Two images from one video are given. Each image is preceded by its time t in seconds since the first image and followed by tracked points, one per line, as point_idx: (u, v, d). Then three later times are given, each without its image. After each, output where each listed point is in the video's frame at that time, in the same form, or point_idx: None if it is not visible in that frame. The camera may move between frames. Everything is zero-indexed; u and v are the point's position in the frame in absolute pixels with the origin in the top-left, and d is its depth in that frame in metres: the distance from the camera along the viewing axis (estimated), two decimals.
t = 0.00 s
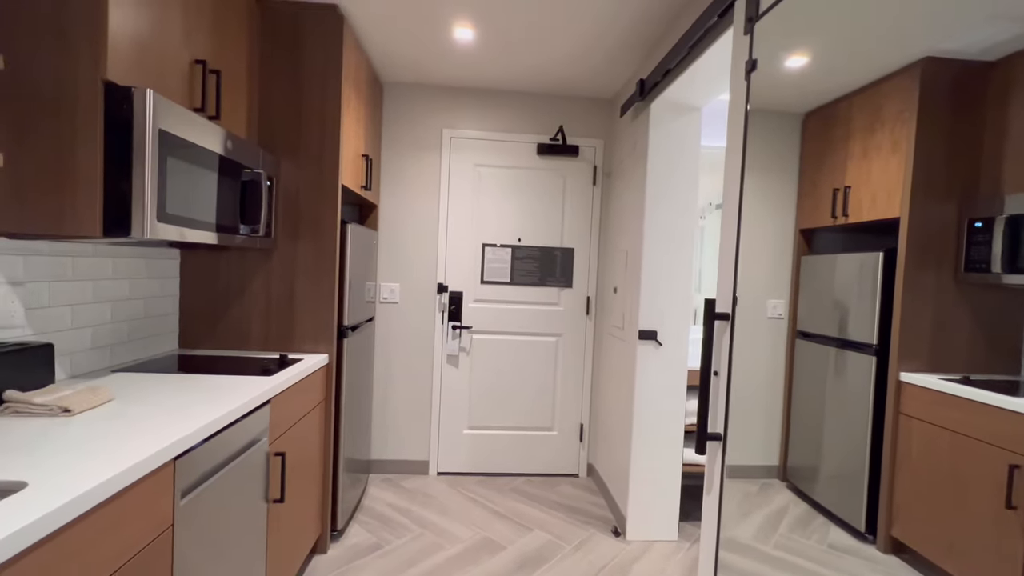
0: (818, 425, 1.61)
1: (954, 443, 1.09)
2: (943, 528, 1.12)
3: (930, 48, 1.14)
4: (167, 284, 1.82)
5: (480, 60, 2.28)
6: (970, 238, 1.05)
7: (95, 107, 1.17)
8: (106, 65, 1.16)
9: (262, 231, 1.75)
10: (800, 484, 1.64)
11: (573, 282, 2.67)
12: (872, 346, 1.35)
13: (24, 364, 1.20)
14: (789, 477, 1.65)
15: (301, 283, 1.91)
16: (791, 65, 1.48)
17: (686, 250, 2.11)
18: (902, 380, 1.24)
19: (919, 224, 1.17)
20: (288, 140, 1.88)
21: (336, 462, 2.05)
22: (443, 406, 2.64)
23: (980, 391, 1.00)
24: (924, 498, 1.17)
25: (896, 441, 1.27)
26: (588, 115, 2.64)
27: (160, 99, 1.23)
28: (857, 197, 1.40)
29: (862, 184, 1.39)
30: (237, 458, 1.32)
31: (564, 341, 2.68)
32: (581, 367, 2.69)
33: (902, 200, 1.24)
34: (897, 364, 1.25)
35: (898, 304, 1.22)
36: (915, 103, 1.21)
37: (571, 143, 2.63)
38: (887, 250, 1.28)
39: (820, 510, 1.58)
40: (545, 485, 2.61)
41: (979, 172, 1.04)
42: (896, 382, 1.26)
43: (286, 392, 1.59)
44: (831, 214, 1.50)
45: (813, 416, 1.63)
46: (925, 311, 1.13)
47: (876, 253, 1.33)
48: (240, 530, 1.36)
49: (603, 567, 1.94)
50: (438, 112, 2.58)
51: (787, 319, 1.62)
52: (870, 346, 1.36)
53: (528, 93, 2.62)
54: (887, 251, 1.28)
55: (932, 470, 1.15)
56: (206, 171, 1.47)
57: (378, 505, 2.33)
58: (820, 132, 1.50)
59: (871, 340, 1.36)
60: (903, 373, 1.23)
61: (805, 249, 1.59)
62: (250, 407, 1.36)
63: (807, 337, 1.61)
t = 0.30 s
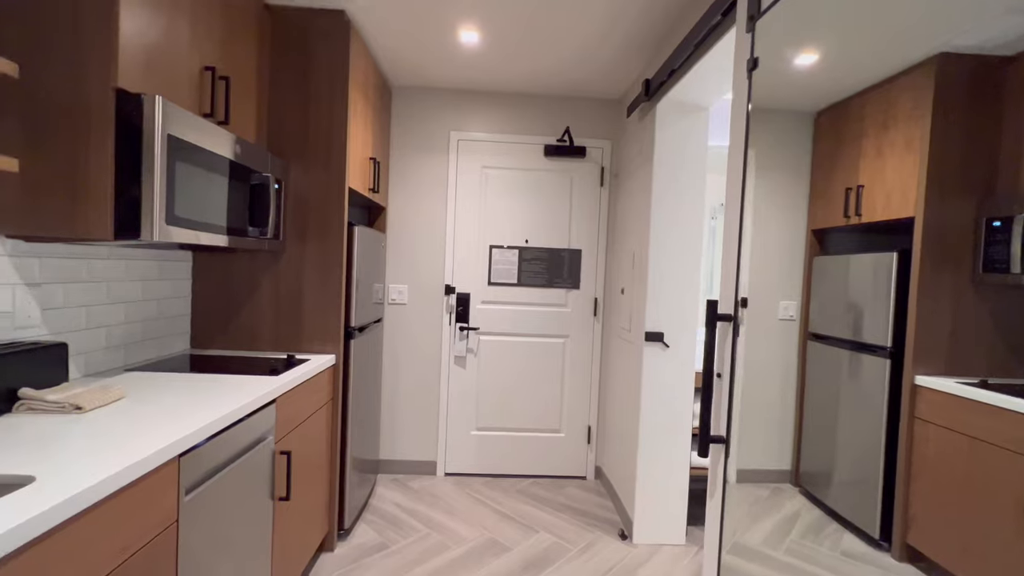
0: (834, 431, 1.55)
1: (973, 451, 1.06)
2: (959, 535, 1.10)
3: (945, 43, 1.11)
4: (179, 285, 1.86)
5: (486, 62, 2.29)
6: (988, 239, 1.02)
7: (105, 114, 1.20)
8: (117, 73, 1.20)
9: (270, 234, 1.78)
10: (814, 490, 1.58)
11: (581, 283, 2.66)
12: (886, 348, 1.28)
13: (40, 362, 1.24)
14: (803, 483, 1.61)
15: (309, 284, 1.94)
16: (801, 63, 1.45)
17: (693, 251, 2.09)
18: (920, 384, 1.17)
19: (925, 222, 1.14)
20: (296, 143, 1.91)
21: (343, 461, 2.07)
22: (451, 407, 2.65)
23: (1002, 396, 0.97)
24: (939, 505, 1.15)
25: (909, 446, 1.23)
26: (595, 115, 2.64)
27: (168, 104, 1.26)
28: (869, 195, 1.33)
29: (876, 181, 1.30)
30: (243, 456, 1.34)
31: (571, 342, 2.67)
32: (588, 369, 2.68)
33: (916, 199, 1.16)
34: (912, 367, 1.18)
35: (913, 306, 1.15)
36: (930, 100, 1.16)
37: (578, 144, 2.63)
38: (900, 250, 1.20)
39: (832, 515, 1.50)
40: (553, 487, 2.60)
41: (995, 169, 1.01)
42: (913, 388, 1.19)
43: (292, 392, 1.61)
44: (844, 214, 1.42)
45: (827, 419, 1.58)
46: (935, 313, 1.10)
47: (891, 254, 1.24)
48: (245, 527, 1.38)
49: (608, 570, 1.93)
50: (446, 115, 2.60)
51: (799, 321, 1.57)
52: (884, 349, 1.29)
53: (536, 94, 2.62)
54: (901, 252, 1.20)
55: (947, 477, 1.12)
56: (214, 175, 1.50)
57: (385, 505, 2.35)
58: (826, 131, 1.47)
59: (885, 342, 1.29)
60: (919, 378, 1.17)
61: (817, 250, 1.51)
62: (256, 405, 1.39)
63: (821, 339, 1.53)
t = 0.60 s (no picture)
0: (846, 440, 1.50)
1: (988, 455, 1.02)
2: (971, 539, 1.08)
3: (955, 39, 1.09)
4: (192, 286, 1.91)
5: (493, 65, 2.30)
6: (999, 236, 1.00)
7: (120, 119, 1.25)
8: (131, 80, 1.24)
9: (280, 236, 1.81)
10: (827, 493, 1.56)
11: (588, 284, 2.66)
12: (898, 349, 1.26)
13: (59, 359, 1.29)
14: (814, 486, 1.59)
15: (318, 284, 1.97)
16: (809, 61, 1.45)
17: (700, 251, 2.09)
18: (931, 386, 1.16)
19: (935, 221, 1.12)
20: (306, 147, 1.95)
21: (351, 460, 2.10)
22: (459, 407, 2.67)
23: (1009, 397, 0.95)
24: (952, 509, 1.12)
25: (926, 450, 1.20)
26: (602, 116, 2.64)
27: (180, 110, 1.30)
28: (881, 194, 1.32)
29: (888, 181, 1.29)
30: (250, 453, 1.37)
31: (579, 342, 2.67)
32: (596, 370, 2.68)
33: (929, 197, 1.15)
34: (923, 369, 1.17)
35: (925, 310, 1.14)
36: (941, 96, 1.14)
37: (585, 145, 2.63)
38: (913, 250, 1.19)
39: (845, 519, 1.48)
40: (560, 488, 2.60)
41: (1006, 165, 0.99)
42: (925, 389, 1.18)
43: (300, 390, 1.64)
44: (855, 213, 1.41)
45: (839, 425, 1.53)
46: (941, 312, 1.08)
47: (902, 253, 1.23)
48: (253, 523, 1.41)
49: (614, 570, 1.93)
50: (453, 118, 2.63)
51: (810, 322, 1.55)
52: (896, 349, 1.27)
53: (542, 96, 2.63)
54: (913, 251, 1.20)
55: (960, 482, 1.09)
56: (225, 179, 1.54)
57: (394, 504, 2.37)
58: (832, 130, 1.46)
59: (897, 343, 1.27)
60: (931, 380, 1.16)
61: (829, 250, 1.50)
62: (264, 403, 1.42)
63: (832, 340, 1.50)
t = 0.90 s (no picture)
0: (859, 445, 1.49)
1: (1001, 456, 1.02)
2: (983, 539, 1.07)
3: (970, 34, 1.09)
4: (206, 287, 1.96)
5: (499, 68, 2.33)
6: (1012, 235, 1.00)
7: (136, 126, 1.29)
8: (147, 88, 1.29)
9: (290, 238, 1.86)
10: (838, 497, 1.55)
11: (595, 285, 2.67)
12: (911, 350, 1.25)
13: (80, 357, 1.34)
14: (826, 488, 1.58)
15: (327, 285, 2.01)
16: (818, 58, 1.44)
17: (706, 251, 2.08)
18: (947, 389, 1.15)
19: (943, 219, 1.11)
20: (316, 151, 1.99)
21: (360, 458, 2.13)
22: (467, 407, 2.69)
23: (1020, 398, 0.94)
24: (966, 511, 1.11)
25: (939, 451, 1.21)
26: (609, 117, 2.65)
27: (194, 117, 1.34)
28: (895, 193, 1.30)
29: (900, 180, 1.28)
30: (262, 448, 1.41)
31: (586, 343, 2.67)
32: (604, 370, 2.68)
33: (941, 195, 1.16)
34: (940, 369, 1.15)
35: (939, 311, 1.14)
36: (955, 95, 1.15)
37: (592, 146, 2.64)
38: (926, 249, 1.19)
39: (856, 523, 1.49)
40: (567, 488, 2.61)
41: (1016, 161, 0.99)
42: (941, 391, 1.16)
43: (310, 388, 1.69)
44: (867, 212, 1.39)
45: (849, 425, 1.53)
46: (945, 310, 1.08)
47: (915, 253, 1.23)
48: (264, 517, 1.44)
49: (620, 570, 1.93)
50: (461, 121, 2.66)
51: (821, 323, 1.53)
52: (909, 351, 1.26)
53: (549, 97, 2.65)
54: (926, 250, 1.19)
55: (974, 483, 1.08)
56: (238, 182, 1.58)
57: (402, 502, 2.40)
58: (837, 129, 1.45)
59: (910, 344, 1.26)
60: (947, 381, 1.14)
61: (840, 250, 1.48)
62: (275, 400, 1.46)
63: (846, 342, 1.49)
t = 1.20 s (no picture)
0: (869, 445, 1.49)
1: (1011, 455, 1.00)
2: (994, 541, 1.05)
3: (982, 29, 1.09)
4: (222, 288, 2.02)
5: (507, 70, 2.35)
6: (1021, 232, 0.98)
7: (153, 132, 1.34)
8: (163, 96, 1.34)
9: (302, 240, 1.90)
10: (852, 499, 1.55)
11: (603, 285, 2.67)
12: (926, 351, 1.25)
13: (102, 355, 1.40)
14: (839, 491, 1.57)
15: (338, 286, 2.05)
16: (826, 57, 1.45)
17: (714, 251, 2.08)
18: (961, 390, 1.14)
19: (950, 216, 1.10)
20: (327, 154, 2.03)
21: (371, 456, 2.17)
22: (476, 407, 2.72)
23: None
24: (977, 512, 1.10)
25: (950, 452, 1.19)
26: (616, 118, 2.65)
27: (208, 123, 1.39)
28: (907, 190, 1.29)
29: (913, 178, 1.27)
30: (273, 444, 1.45)
31: (595, 343, 2.68)
32: (612, 370, 2.68)
33: (952, 193, 1.15)
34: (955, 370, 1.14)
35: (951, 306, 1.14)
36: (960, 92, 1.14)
37: (600, 147, 2.65)
38: (940, 248, 1.18)
39: (870, 526, 1.48)
40: (576, 488, 2.62)
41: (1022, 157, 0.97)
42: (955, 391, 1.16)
43: (320, 387, 1.72)
44: (880, 210, 1.37)
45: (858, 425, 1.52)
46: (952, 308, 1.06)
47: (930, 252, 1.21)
48: (276, 511, 1.48)
49: (627, 570, 1.93)
50: (470, 123, 2.68)
51: (834, 323, 1.52)
52: (925, 351, 1.25)
53: (557, 99, 2.66)
54: (940, 250, 1.17)
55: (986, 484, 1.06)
56: (251, 185, 1.63)
57: (412, 500, 2.43)
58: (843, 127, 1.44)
59: (925, 345, 1.25)
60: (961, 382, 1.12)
61: (852, 248, 1.47)
62: (286, 397, 1.49)
63: (859, 343, 1.48)
